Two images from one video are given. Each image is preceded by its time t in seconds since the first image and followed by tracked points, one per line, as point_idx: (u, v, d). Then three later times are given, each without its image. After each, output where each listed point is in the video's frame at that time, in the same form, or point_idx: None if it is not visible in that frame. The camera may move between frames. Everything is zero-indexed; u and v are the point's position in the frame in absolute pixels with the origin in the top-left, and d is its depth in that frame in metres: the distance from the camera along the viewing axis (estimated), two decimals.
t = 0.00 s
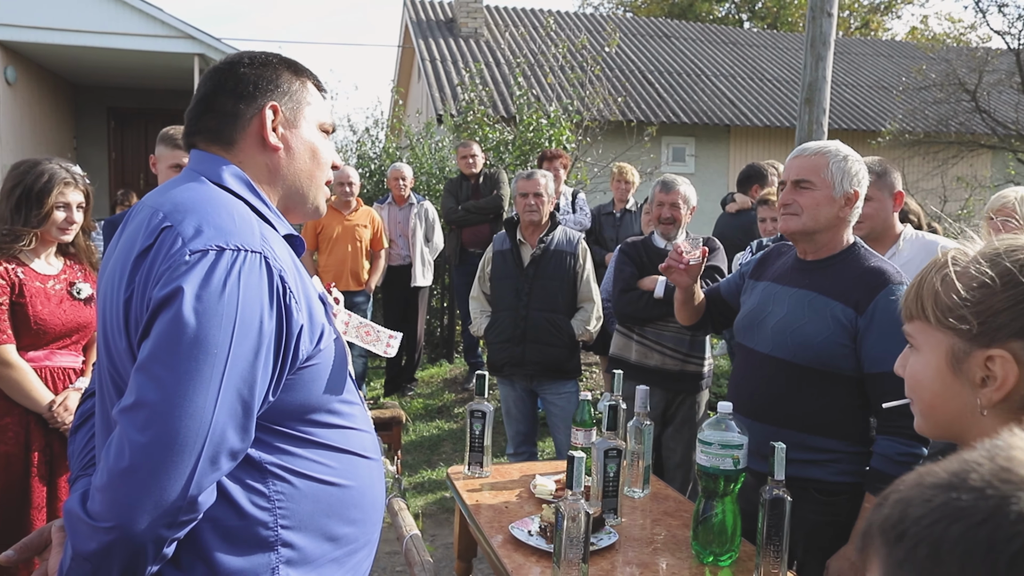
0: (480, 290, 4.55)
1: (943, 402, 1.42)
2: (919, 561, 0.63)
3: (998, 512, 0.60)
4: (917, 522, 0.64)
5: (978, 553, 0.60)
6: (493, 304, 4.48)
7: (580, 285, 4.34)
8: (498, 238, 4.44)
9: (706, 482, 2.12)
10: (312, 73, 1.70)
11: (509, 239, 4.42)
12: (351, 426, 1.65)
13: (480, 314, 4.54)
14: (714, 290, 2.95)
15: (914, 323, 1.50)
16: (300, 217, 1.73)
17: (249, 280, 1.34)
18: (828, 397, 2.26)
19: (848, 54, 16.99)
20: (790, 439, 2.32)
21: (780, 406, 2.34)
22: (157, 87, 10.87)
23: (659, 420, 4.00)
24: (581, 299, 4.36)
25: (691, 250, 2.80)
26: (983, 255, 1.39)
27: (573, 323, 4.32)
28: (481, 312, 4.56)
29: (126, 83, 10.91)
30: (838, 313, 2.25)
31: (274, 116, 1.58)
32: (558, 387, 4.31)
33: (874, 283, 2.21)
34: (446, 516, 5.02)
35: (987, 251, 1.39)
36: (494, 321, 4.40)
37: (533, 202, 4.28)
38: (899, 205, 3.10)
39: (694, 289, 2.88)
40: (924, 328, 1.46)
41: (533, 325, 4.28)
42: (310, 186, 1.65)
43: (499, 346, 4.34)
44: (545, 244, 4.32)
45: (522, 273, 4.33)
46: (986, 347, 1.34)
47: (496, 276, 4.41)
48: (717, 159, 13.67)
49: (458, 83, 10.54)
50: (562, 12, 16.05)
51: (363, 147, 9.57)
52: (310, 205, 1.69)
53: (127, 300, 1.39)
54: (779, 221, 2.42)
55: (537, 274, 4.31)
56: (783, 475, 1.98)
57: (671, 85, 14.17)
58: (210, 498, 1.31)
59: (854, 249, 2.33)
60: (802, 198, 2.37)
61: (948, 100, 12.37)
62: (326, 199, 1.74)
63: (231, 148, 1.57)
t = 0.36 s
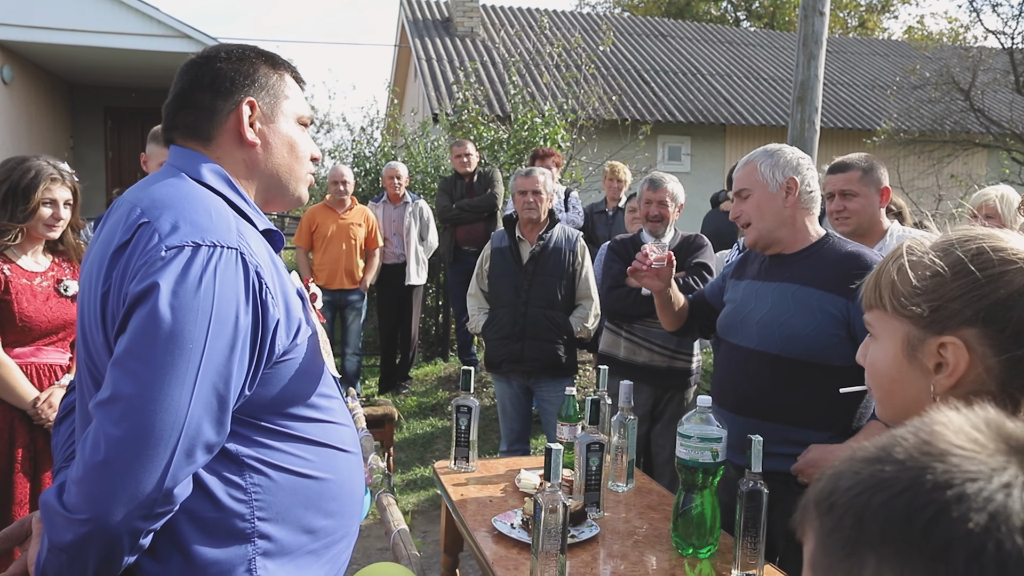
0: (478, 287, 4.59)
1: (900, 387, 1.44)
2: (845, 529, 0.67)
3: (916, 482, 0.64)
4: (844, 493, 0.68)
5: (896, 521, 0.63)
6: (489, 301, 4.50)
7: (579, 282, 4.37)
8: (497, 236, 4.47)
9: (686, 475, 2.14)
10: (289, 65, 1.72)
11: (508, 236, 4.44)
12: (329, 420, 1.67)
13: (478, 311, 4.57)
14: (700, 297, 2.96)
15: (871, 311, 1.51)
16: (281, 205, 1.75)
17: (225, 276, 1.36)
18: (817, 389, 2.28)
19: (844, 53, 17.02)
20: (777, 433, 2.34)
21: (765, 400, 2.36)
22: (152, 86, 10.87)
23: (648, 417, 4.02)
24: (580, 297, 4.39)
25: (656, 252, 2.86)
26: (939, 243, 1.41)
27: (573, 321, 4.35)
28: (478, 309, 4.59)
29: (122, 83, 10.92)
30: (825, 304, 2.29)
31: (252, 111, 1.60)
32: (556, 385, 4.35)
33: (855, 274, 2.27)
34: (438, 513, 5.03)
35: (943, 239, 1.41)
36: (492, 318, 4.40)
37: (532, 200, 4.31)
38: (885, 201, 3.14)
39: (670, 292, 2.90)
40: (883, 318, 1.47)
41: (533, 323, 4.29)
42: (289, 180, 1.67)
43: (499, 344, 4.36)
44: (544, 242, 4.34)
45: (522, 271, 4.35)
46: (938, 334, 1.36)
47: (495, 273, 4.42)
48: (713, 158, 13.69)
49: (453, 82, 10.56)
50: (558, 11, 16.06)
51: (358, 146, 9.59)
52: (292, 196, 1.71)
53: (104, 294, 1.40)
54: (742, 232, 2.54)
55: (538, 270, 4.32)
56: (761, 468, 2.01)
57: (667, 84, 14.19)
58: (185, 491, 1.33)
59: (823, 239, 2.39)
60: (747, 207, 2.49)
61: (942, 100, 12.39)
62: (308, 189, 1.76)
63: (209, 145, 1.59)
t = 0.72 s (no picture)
0: (477, 286, 4.63)
1: (851, 379, 1.49)
2: (780, 509, 0.77)
3: (842, 466, 0.74)
4: (782, 477, 0.78)
5: (822, 500, 0.74)
6: (488, 300, 4.54)
7: (578, 281, 4.42)
8: (496, 235, 4.49)
9: (668, 471, 2.17)
10: (268, 65, 1.75)
11: (507, 236, 4.46)
12: (309, 417, 1.70)
13: (477, 310, 4.61)
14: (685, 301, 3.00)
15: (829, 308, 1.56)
16: (258, 207, 1.78)
17: (204, 277, 1.39)
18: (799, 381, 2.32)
19: (840, 55, 17.07)
20: (765, 428, 2.36)
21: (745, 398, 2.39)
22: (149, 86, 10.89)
23: (638, 416, 4.04)
24: (577, 296, 4.43)
25: (618, 259, 2.90)
26: (888, 243, 1.47)
27: (570, 321, 4.39)
28: (477, 308, 4.63)
29: (118, 83, 10.94)
30: (799, 300, 2.34)
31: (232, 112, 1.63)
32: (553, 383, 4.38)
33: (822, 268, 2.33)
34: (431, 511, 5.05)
35: (892, 240, 1.47)
36: (491, 316, 4.45)
37: (532, 200, 4.34)
38: (864, 201, 3.19)
39: (642, 293, 2.94)
40: (840, 313, 1.51)
41: (533, 321, 4.32)
42: (269, 179, 1.71)
43: (497, 343, 4.38)
44: (544, 241, 4.37)
45: (522, 271, 4.38)
46: (882, 326, 1.40)
47: (494, 273, 4.46)
48: (709, 158, 13.73)
49: (449, 82, 10.59)
50: (554, 12, 16.10)
51: (354, 146, 9.62)
52: (272, 194, 1.75)
53: (85, 293, 1.44)
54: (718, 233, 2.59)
55: (537, 269, 4.35)
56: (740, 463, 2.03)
57: (663, 84, 14.23)
58: (165, 486, 1.36)
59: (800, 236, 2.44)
60: (720, 212, 2.54)
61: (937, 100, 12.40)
62: (288, 188, 1.80)
63: (191, 147, 1.62)
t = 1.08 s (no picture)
0: (479, 286, 4.66)
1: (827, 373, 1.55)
2: (749, 491, 0.87)
3: (804, 449, 0.84)
4: (752, 460, 0.88)
5: (784, 480, 0.84)
6: (490, 299, 4.59)
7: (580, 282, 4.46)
8: (497, 235, 4.52)
9: (660, 466, 2.21)
10: (271, 72, 1.80)
11: (509, 235, 4.50)
12: (303, 414, 1.74)
13: (479, 309, 4.66)
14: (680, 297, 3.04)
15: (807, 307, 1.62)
16: (256, 208, 1.82)
17: (200, 277, 1.43)
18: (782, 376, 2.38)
19: (839, 56, 17.11)
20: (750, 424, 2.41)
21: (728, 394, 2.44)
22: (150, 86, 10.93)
23: (635, 414, 4.07)
24: (579, 296, 4.49)
25: (600, 259, 2.94)
26: (855, 243, 1.51)
27: (572, 319, 4.44)
28: (479, 307, 4.67)
29: (120, 84, 10.99)
30: (780, 297, 2.40)
31: (232, 115, 1.67)
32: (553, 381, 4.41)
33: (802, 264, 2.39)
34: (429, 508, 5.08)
35: (858, 240, 1.51)
36: (493, 315, 4.49)
37: (533, 200, 4.40)
38: (852, 200, 3.22)
39: (631, 287, 2.98)
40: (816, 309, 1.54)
41: (534, 320, 4.36)
42: (265, 183, 1.74)
43: (499, 342, 4.42)
44: (546, 240, 4.41)
45: (523, 269, 4.42)
46: (849, 320, 1.45)
47: (496, 272, 4.49)
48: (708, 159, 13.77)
49: (449, 83, 10.63)
50: (554, 13, 16.14)
51: (355, 147, 9.65)
52: (267, 197, 1.78)
53: (83, 290, 1.48)
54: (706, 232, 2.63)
55: (539, 268, 4.40)
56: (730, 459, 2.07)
57: (663, 85, 14.27)
58: (161, 482, 1.40)
59: (787, 234, 2.48)
60: (708, 211, 2.58)
61: (936, 101, 12.41)
62: (283, 191, 1.83)
63: (189, 147, 1.66)
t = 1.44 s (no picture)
0: (481, 284, 4.68)
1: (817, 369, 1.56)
2: (734, 481, 0.89)
3: (786, 440, 0.86)
4: (737, 451, 0.90)
5: (765, 472, 0.86)
6: (492, 297, 4.61)
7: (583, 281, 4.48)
8: (500, 234, 4.54)
9: (657, 462, 2.23)
10: (274, 71, 1.82)
11: (512, 234, 4.52)
12: (303, 412, 1.76)
13: (482, 308, 4.67)
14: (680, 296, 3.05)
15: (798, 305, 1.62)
16: (258, 206, 1.84)
17: (200, 276, 1.46)
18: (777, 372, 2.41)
19: (842, 55, 17.10)
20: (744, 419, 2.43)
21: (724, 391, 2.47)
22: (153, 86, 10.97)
23: (635, 412, 4.09)
24: (581, 295, 4.50)
25: (596, 258, 2.94)
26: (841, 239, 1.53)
27: (573, 318, 4.46)
28: (482, 306, 4.68)
29: (123, 84, 11.04)
30: (774, 295, 2.42)
31: (236, 113, 1.69)
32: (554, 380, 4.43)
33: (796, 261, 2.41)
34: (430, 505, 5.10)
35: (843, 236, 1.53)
36: (496, 314, 4.51)
37: (537, 199, 4.42)
38: (846, 199, 3.23)
39: (628, 284, 3.00)
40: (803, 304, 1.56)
41: (536, 318, 4.38)
42: (267, 181, 1.77)
43: (501, 340, 4.44)
44: (547, 239, 4.44)
45: (525, 267, 4.44)
46: (832, 315, 1.47)
47: (499, 270, 4.51)
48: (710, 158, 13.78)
49: (451, 82, 10.65)
50: (557, 13, 16.17)
51: (358, 146, 9.68)
52: (270, 195, 1.81)
53: (85, 288, 1.50)
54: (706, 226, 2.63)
55: (541, 267, 4.42)
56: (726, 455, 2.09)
57: (665, 85, 14.28)
58: (161, 478, 1.43)
59: (786, 231, 2.51)
60: (712, 203, 2.58)
61: (938, 100, 12.40)
62: (285, 190, 1.86)
63: (193, 145, 1.68)
